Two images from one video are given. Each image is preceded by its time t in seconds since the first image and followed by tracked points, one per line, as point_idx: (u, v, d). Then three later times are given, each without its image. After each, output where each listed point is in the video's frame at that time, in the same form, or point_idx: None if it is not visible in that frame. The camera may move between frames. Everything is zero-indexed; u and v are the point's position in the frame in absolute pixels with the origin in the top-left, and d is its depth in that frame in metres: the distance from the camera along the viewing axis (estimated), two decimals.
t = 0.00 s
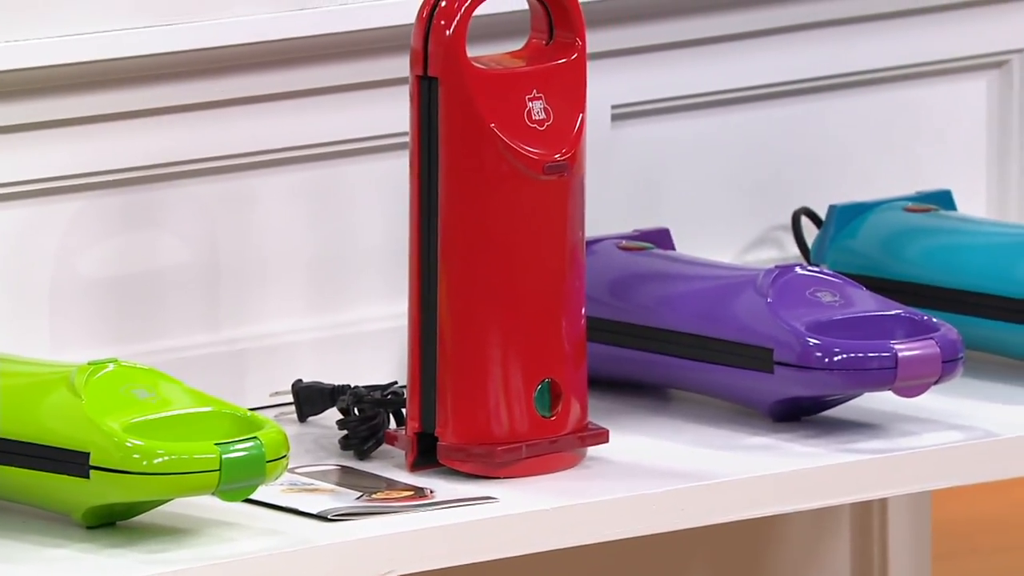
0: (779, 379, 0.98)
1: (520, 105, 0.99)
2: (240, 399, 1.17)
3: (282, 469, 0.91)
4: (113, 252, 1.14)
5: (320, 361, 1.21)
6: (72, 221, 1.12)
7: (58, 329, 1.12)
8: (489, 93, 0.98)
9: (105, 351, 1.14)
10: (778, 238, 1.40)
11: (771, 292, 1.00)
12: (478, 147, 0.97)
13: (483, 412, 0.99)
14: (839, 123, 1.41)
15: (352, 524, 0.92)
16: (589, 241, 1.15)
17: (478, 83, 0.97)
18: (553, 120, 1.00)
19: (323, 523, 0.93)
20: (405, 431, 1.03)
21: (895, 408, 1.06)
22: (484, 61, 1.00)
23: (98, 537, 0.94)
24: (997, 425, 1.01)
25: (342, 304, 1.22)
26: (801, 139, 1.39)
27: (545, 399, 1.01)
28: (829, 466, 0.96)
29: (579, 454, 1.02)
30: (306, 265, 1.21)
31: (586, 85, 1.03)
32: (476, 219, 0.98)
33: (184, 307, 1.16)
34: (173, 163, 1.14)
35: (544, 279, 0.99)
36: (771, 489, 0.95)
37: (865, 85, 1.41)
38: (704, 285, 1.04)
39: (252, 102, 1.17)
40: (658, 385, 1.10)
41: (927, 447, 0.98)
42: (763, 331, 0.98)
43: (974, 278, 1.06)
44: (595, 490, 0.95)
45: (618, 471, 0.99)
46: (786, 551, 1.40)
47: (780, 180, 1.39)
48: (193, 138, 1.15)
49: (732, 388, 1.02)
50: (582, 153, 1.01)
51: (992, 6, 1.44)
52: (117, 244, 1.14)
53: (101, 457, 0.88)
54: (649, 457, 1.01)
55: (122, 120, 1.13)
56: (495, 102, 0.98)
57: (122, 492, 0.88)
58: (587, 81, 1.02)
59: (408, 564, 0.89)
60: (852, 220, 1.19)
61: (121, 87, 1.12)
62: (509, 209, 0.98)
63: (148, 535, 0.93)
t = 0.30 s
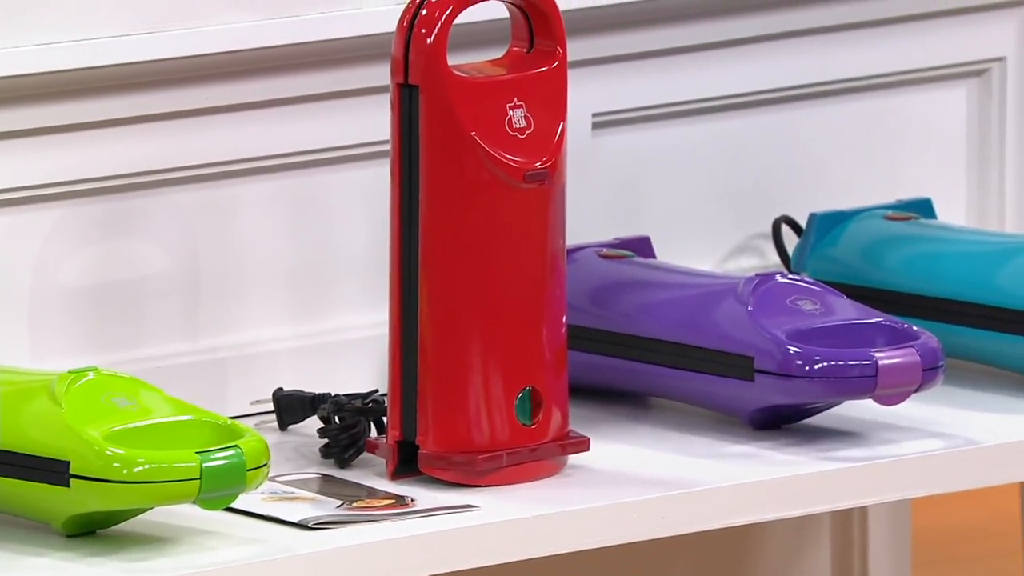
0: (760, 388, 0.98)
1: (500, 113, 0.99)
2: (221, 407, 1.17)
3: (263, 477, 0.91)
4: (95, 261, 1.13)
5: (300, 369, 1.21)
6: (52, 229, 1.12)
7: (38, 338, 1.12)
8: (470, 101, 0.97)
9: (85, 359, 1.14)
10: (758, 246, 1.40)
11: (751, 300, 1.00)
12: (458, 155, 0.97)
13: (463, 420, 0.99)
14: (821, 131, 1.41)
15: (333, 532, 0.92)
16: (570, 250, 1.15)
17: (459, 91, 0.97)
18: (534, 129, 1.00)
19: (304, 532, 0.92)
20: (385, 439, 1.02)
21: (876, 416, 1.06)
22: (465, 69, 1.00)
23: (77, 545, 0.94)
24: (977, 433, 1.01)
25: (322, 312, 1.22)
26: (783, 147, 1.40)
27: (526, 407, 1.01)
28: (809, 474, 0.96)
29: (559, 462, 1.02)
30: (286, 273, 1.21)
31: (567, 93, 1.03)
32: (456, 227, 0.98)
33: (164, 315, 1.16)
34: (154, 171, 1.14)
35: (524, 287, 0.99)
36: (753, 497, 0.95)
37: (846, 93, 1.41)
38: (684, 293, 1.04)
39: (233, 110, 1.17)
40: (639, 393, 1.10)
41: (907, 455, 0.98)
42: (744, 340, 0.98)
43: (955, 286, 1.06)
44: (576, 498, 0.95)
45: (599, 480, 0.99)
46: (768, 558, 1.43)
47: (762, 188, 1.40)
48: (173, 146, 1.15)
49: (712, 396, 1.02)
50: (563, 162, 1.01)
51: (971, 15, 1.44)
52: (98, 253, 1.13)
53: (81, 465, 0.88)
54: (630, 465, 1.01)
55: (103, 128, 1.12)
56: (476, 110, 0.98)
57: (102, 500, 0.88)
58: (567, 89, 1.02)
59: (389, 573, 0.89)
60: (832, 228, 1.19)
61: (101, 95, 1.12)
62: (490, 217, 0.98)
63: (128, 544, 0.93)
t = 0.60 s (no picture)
0: (738, 394, 0.98)
1: (479, 119, 0.99)
2: (199, 414, 1.17)
3: (241, 484, 0.91)
4: (73, 267, 1.13)
5: (279, 375, 1.21)
6: (30, 235, 1.12)
7: (17, 344, 1.12)
8: (448, 107, 0.97)
9: (64, 366, 1.14)
10: (735, 253, 1.41)
11: (729, 306, 1.00)
12: (437, 161, 0.97)
13: (442, 427, 0.99)
14: (801, 137, 1.41)
15: (311, 539, 0.92)
16: (548, 256, 1.15)
17: (438, 98, 0.97)
18: (512, 135, 1.00)
19: (282, 538, 0.92)
20: (364, 445, 1.02)
21: (855, 422, 1.06)
22: (443, 75, 1.00)
23: (55, 552, 0.94)
24: (954, 439, 1.01)
25: (300, 318, 1.23)
26: (763, 153, 1.40)
27: (504, 413, 1.01)
28: (788, 480, 0.96)
29: (538, 469, 1.02)
30: (265, 280, 1.21)
31: (546, 99, 1.03)
32: (435, 233, 0.98)
33: (143, 321, 1.16)
34: (132, 177, 1.14)
35: (503, 294, 0.99)
36: (731, 503, 0.95)
37: (825, 99, 1.41)
38: (662, 300, 1.04)
39: (212, 116, 1.17)
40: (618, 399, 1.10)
41: (885, 460, 0.98)
42: (722, 346, 0.98)
43: (934, 291, 1.06)
44: (554, 504, 0.95)
45: (577, 486, 0.99)
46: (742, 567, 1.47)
47: (743, 193, 1.40)
48: (151, 152, 1.15)
49: (691, 403, 1.02)
50: (542, 168, 1.01)
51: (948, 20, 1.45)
52: (75, 260, 1.13)
53: (58, 472, 0.88)
54: (608, 471, 1.01)
55: (81, 135, 1.12)
56: (454, 117, 0.98)
57: (80, 507, 0.87)
58: (546, 96, 1.02)
59: None
60: (811, 235, 1.19)
61: (79, 102, 1.12)
62: (468, 223, 0.98)
63: (103, 551, 0.93)
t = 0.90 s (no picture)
0: (715, 398, 0.98)
1: (455, 124, 0.98)
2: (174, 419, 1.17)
3: (217, 488, 0.90)
4: (49, 271, 1.13)
5: (255, 379, 1.21)
6: (6, 239, 1.11)
7: None
8: (425, 111, 0.97)
9: (39, 371, 1.14)
10: (712, 257, 1.41)
11: (706, 310, 1.00)
12: (413, 165, 0.97)
13: (418, 431, 0.99)
14: (777, 142, 1.41)
15: (287, 544, 0.92)
16: (525, 260, 1.15)
17: (414, 102, 0.97)
18: (489, 139, 1.00)
19: (259, 543, 0.92)
20: (340, 450, 1.02)
21: (831, 427, 1.06)
22: (420, 79, 1.00)
23: (31, 557, 0.93)
24: (929, 443, 1.01)
25: (277, 322, 1.22)
26: (742, 158, 1.40)
27: (481, 418, 1.01)
28: (764, 484, 0.96)
29: (514, 473, 1.02)
30: (241, 284, 1.20)
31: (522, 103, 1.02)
32: (411, 237, 0.97)
33: (119, 326, 1.16)
34: (108, 182, 1.14)
35: (479, 298, 0.99)
36: (707, 507, 0.95)
37: (804, 103, 1.42)
38: (638, 304, 1.04)
39: (189, 121, 1.17)
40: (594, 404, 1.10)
41: (862, 464, 0.98)
42: (699, 351, 0.98)
43: (909, 295, 1.07)
44: (530, 508, 0.95)
45: (554, 490, 0.99)
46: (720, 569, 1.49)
47: (722, 198, 1.40)
48: (127, 157, 1.15)
49: (667, 407, 1.02)
50: (518, 172, 1.01)
51: (926, 25, 1.45)
52: (51, 264, 1.13)
53: (34, 478, 0.87)
54: (584, 476, 1.01)
55: (58, 140, 1.12)
56: (430, 121, 0.98)
57: (56, 512, 0.87)
58: (523, 100, 1.02)
59: None
60: (787, 239, 1.20)
61: (55, 106, 1.11)
62: (445, 227, 0.98)
63: (79, 556, 0.92)
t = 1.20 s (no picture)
0: (691, 401, 0.98)
1: (432, 127, 0.98)
2: (150, 421, 1.17)
3: (194, 492, 0.89)
4: (26, 273, 1.13)
5: (232, 382, 1.21)
6: None
7: None
8: (402, 114, 0.97)
9: (15, 373, 1.14)
10: (688, 259, 1.41)
11: (682, 313, 1.00)
12: (390, 168, 0.97)
13: (396, 434, 0.98)
14: (756, 144, 1.42)
15: (264, 547, 0.91)
16: (501, 262, 1.15)
17: (391, 105, 0.97)
18: (465, 142, 1.00)
19: (236, 545, 0.91)
20: (317, 452, 1.02)
21: (809, 430, 1.06)
22: (397, 82, 0.99)
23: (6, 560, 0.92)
24: (905, 446, 1.01)
25: (254, 324, 1.22)
26: (721, 159, 1.40)
27: (458, 420, 1.00)
28: (742, 486, 0.96)
29: (491, 476, 1.02)
30: (218, 286, 1.20)
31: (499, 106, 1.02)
32: (388, 240, 0.97)
33: (95, 329, 1.16)
34: (83, 186, 1.14)
35: (456, 301, 0.99)
36: (685, 509, 0.95)
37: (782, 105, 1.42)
38: (615, 307, 1.04)
39: (168, 122, 1.17)
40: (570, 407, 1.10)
41: (839, 467, 0.98)
42: (676, 354, 0.98)
43: (886, 299, 1.07)
44: (509, 511, 0.95)
45: (531, 493, 0.98)
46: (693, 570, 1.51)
47: (701, 200, 1.41)
48: (103, 160, 1.15)
49: (644, 409, 1.02)
50: (495, 175, 1.01)
51: (903, 27, 1.45)
52: (25, 267, 1.13)
53: (8, 479, 0.85)
54: (562, 479, 1.01)
55: (36, 142, 1.12)
56: (408, 124, 0.97)
57: (29, 515, 0.85)
58: (499, 102, 1.02)
59: None
60: (763, 241, 1.20)
61: (34, 108, 1.11)
62: (422, 230, 0.97)
63: (55, 560, 0.92)
